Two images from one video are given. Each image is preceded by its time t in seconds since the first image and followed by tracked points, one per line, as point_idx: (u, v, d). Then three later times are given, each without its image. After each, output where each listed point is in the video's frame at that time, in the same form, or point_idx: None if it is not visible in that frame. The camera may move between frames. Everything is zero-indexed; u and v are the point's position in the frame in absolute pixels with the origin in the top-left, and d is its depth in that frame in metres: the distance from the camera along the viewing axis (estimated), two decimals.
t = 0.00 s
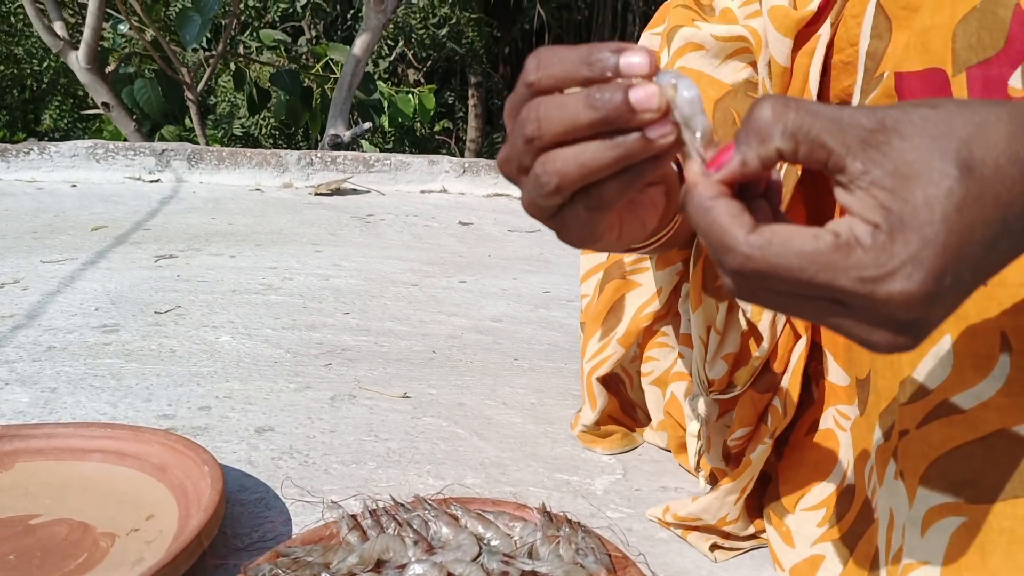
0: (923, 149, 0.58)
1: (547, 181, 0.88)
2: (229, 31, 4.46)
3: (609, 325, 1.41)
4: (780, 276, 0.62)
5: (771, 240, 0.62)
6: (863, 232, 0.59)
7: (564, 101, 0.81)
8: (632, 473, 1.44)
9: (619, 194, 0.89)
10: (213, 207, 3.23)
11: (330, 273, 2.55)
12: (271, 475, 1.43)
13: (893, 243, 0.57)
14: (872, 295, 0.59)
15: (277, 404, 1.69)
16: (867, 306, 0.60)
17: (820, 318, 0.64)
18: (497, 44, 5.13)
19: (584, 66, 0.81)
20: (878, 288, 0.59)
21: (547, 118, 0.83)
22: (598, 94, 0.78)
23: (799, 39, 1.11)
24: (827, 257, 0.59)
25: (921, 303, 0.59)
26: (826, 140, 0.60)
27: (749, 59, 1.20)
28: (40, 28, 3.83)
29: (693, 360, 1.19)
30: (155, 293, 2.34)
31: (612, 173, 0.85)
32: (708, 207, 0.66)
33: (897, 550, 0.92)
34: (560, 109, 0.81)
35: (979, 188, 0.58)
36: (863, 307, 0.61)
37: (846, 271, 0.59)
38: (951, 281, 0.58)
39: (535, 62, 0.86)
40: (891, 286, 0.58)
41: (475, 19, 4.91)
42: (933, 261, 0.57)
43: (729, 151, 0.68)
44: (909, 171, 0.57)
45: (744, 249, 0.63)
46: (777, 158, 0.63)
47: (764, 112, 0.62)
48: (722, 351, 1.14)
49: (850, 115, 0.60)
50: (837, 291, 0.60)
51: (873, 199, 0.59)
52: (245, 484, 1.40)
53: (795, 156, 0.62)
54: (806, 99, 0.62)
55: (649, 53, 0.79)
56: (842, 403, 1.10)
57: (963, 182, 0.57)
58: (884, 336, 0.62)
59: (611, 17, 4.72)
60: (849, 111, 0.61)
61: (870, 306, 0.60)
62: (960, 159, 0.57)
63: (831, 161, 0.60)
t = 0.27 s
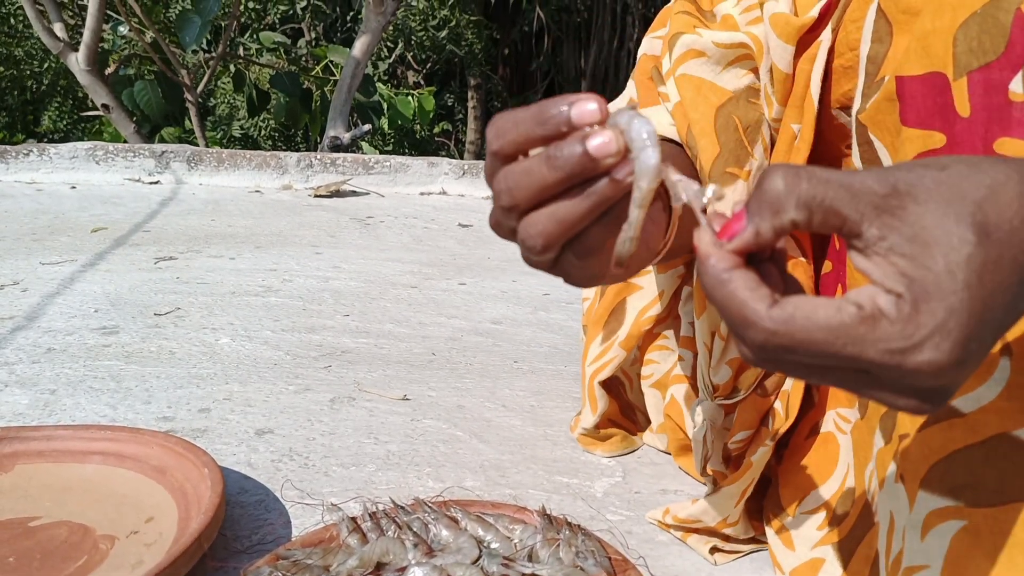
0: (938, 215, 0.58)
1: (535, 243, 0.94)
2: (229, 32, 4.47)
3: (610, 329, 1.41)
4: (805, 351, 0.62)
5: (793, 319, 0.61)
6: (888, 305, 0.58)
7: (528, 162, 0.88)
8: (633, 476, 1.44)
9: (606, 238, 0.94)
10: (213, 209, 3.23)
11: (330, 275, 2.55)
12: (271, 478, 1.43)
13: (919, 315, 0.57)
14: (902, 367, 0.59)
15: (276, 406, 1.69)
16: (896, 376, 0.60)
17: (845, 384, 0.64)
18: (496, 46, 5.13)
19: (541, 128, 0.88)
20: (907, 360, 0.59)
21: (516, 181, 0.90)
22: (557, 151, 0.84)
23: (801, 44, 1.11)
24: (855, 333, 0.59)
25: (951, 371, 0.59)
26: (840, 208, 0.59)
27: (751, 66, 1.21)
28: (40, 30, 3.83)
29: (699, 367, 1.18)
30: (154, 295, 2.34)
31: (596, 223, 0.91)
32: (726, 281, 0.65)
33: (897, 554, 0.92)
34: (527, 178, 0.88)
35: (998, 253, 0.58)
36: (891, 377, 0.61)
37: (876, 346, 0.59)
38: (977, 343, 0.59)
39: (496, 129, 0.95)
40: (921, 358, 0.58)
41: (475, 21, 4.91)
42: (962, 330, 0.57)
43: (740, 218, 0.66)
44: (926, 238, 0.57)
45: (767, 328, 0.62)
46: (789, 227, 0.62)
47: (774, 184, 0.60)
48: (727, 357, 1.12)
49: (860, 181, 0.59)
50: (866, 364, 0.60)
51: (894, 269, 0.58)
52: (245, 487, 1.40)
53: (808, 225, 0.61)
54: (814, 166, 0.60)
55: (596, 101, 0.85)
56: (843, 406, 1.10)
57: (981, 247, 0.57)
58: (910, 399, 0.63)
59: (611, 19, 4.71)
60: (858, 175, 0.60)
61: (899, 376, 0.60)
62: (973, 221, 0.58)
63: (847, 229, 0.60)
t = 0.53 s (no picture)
0: (934, 164, 0.71)
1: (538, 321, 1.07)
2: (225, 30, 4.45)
3: (615, 332, 1.41)
4: (811, 272, 0.67)
5: (799, 238, 0.69)
6: (894, 229, 0.68)
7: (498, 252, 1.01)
8: (636, 479, 1.43)
9: (607, 298, 1.06)
10: (209, 208, 3.21)
11: (327, 275, 2.53)
12: (269, 480, 1.42)
13: (920, 235, 0.67)
14: (908, 288, 0.66)
15: (274, 407, 1.67)
16: (901, 298, 0.67)
17: (849, 326, 0.69)
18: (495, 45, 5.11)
19: (501, 201, 1.00)
20: (914, 279, 0.66)
21: (486, 274, 1.01)
22: (527, 244, 0.98)
23: (810, 41, 1.10)
24: (862, 249, 0.67)
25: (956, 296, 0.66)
26: (845, 158, 0.73)
27: (757, 63, 1.21)
28: (35, 27, 3.81)
29: (705, 370, 1.21)
30: (151, 295, 2.32)
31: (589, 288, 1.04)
32: (723, 227, 0.73)
33: (902, 558, 0.91)
34: (499, 261, 1.00)
35: (998, 196, 0.69)
36: (897, 303, 0.67)
37: (882, 262, 0.66)
38: (976, 279, 0.67)
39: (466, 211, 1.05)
40: (928, 275, 0.66)
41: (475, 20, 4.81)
42: (961, 254, 0.66)
43: (740, 185, 0.79)
44: (921, 179, 0.70)
45: (773, 245, 0.68)
46: (796, 182, 0.75)
47: (783, 139, 0.75)
48: (735, 361, 1.16)
49: (863, 139, 0.73)
50: (873, 285, 0.67)
51: (897, 205, 0.70)
52: (243, 489, 1.39)
53: (814, 177, 0.74)
54: (819, 127, 0.75)
55: (543, 173, 0.97)
56: (850, 408, 1.09)
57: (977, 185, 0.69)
58: (914, 339, 0.68)
59: (613, 16, 4.71)
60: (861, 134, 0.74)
61: (904, 301, 0.67)
62: (969, 174, 0.70)
63: (854, 175, 0.73)
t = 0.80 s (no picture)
0: (932, 147, 0.70)
1: (541, 305, 1.06)
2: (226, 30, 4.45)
3: (613, 333, 1.41)
4: (808, 255, 0.68)
5: (797, 222, 0.69)
6: (891, 209, 0.67)
7: (556, 240, 0.98)
8: (636, 480, 1.43)
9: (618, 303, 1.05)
10: (209, 208, 3.21)
11: (328, 275, 2.53)
12: (269, 480, 1.42)
13: (917, 214, 0.66)
14: (906, 265, 0.65)
15: (274, 407, 1.67)
16: (899, 277, 0.66)
17: (850, 307, 0.69)
18: (495, 45, 5.10)
19: (584, 202, 0.97)
20: (911, 256, 0.65)
21: (537, 253, 1.00)
22: (590, 242, 0.95)
23: (809, 42, 1.10)
24: (858, 229, 0.67)
25: (955, 271, 0.65)
26: (841, 145, 0.74)
27: (756, 64, 1.21)
28: (36, 27, 3.81)
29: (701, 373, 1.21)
30: (151, 294, 2.32)
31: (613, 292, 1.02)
32: (728, 212, 0.75)
33: (900, 560, 0.91)
34: (559, 247, 0.98)
35: (997, 179, 0.68)
36: (896, 283, 0.66)
37: (879, 240, 0.66)
38: (978, 257, 0.66)
39: (528, 177, 1.02)
40: (925, 251, 0.65)
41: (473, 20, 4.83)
42: (961, 230, 0.65)
43: (741, 177, 0.82)
44: (919, 161, 0.70)
45: (771, 230, 0.70)
46: (796, 171, 0.77)
47: (781, 130, 0.77)
48: (731, 364, 1.17)
49: (860, 126, 0.74)
50: (870, 264, 0.66)
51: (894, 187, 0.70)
52: (243, 489, 1.39)
53: (812, 166, 0.75)
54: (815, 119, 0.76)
55: (646, 190, 0.93)
56: (848, 411, 1.09)
57: (974, 166, 0.68)
58: (917, 320, 0.67)
59: (612, 17, 4.70)
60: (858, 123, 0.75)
61: (903, 280, 0.66)
62: (968, 155, 0.70)
63: (851, 162, 0.73)
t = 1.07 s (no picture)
0: (954, 225, 0.68)
1: (536, 305, 1.07)
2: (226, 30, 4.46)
3: (614, 332, 1.40)
4: (823, 349, 0.67)
5: (817, 310, 0.67)
6: (909, 306, 0.66)
7: (521, 237, 1.00)
8: (635, 479, 1.43)
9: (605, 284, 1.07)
10: (209, 207, 3.22)
11: (327, 275, 2.54)
12: (268, 478, 1.42)
13: (936, 316, 0.65)
14: (919, 368, 0.66)
15: (273, 406, 1.68)
16: (909, 376, 0.67)
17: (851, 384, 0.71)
18: (495, 46, 5.09)
19: (534, 198, 1.00)
20: (924, 361, 0.66)
21: (511, 251, 1.03)
22: (550, 229, 0.97)
23: (809, 43, 1.11)
24: (876, 328, 0.66)
25: (963, 374, 0.66)
26: (865, 206, 0.69)
27: (757, 64, 1.21)
28: (36, 26, 3.81)
29: (700, 372, 1.23)
30: (150, 294, 2.33)
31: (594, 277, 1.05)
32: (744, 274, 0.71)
33: (898, 559, 0.92)
34: (527, 242, 1.00)
35: (1015, 264, 0.67)
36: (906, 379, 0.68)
37: (895, 343, 0.66)
38: (984, 355, 0.67)
39: (484, 190, 1.05)
40: (937, 358, 0.66)
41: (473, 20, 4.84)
42: (974, 335, 0.65)
43: (758, 218, 0.75)
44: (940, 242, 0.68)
45: (790, 316, 0.68)
46: (813, 224, 0.70)
47: (802, 179, 0.69)
48: (729, 361, 1.18)
49: (884, 182, 0.69)
50: (883, 361, 0.67)
51: (911, 268, 0.68)
52: (242, 487, 1.39)
53: (831, 220, 0.70)
54: (839, 164, 0.70)
55: (586, 169, 0.96)
56: (846, 410, 1.10)
57: (997, 254, 0.67)
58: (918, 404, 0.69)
59: (612, 17, 4.71)
60: (883, 175, 0.69)
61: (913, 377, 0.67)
62: (991, 235, 0.67)
63: (869, 224, 0.69)
